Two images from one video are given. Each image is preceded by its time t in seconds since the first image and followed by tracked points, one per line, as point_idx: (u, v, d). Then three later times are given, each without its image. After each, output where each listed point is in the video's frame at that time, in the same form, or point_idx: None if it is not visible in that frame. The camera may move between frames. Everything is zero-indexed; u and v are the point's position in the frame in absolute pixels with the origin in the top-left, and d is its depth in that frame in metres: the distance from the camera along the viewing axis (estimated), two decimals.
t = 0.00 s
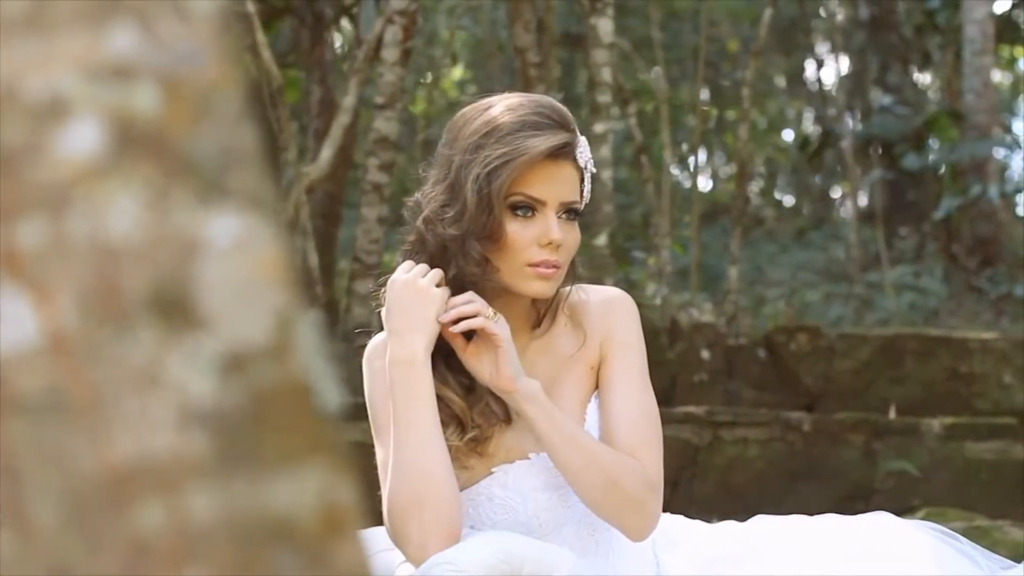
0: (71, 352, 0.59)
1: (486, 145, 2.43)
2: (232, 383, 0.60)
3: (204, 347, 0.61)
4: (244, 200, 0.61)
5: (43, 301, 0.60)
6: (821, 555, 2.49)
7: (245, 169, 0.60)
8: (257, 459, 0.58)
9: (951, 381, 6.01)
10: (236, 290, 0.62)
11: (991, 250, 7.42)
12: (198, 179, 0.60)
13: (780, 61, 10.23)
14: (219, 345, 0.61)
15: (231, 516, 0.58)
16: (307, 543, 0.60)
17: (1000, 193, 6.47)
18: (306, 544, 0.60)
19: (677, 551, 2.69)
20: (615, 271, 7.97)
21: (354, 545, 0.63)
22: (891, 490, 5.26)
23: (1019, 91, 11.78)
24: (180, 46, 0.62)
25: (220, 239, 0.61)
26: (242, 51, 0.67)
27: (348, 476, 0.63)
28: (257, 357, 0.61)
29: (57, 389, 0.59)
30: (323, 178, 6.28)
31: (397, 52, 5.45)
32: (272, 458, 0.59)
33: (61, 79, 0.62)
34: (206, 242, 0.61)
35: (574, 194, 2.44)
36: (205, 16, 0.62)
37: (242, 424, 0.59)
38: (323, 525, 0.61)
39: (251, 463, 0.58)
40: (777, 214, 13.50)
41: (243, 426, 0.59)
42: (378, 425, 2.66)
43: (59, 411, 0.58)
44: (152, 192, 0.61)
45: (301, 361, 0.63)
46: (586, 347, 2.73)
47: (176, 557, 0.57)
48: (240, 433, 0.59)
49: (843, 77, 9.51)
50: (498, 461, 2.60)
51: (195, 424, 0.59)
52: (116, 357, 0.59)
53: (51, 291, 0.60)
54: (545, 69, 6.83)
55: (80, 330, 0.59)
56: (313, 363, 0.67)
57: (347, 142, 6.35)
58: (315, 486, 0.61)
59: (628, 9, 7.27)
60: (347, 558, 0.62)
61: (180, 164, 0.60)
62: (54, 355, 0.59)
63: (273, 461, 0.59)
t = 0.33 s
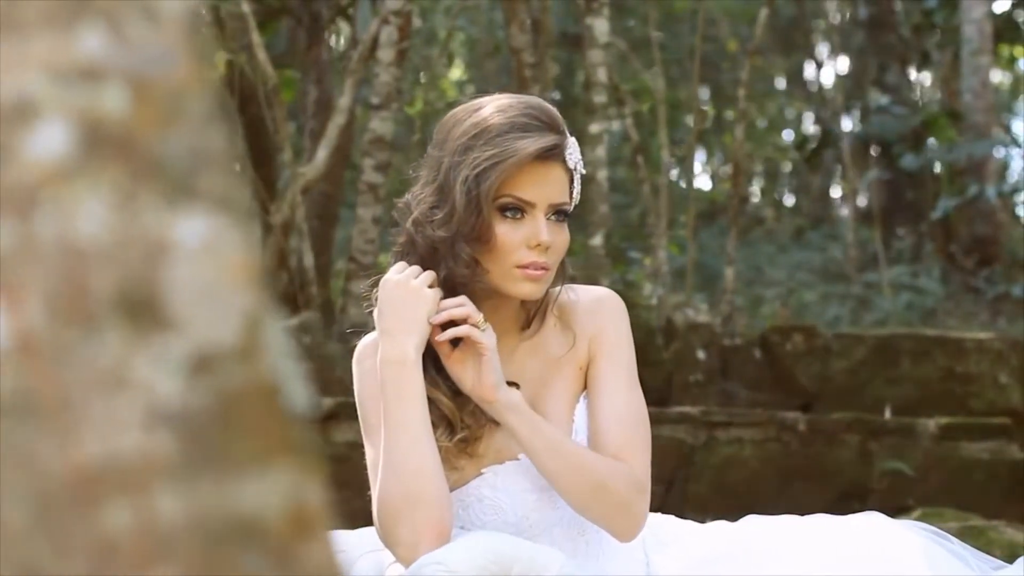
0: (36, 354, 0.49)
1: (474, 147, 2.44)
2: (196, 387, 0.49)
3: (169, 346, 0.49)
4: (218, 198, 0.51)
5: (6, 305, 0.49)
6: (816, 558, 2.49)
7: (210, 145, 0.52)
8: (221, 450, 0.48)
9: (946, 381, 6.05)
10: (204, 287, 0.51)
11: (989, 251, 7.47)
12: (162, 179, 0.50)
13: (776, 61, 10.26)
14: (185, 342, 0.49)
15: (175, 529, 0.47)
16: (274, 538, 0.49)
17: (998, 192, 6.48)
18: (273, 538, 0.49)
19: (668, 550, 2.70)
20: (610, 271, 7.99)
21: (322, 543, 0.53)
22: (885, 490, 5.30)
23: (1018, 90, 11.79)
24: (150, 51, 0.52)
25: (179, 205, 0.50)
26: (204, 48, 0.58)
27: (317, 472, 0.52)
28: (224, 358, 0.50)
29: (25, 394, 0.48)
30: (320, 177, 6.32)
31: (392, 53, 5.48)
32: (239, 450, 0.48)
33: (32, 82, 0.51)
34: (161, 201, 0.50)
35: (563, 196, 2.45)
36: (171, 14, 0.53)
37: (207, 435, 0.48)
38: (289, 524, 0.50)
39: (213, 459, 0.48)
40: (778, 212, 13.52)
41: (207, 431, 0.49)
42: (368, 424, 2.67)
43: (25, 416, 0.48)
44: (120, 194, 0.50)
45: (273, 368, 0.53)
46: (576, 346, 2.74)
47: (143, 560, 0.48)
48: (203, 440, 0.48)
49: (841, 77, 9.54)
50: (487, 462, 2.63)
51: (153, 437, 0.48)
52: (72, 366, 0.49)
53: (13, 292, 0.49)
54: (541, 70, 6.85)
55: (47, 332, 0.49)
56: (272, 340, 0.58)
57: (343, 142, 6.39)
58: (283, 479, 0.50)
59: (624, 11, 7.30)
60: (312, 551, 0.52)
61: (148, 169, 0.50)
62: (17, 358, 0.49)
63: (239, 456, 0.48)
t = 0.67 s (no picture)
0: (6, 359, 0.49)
1: (464, 148, 2.46)
2: (168, 392, 0.50)
3: (137, 350, 0.50)
4: (190, 201, 0.52)
5: None
6: (807, 558, 2.49)
7: (182, 140, 0.52)
8: (195, 457, 0.50)
9: (943, 380, 6.06)
10: (174, 284, 0.51)
11: (988, 250, 7.48)
12: (138, 179, 0.50)
13: (773, 60, 10.27)
14: (156, 344, 0.50)
15: (148, 534, 0.48)
16: (246, 544, 0.51)
17: (995, 191, 6.49)
18: (245, 544, 0.51)
19: (660, 551, 2.70)
20: (608, 272, 8.00)
21: (292, 547, 0.54)
22: (880, 489, 5.31)
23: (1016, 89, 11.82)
24: (114, 46, 0.52)
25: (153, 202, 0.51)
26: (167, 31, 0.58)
27: (291, 482, 0.53)
28: (198, 361, 0.51)
29: None
30: (317, 178, 6.33)
31: (388, 53, 5.49)
32: (213, 459, 0.50)
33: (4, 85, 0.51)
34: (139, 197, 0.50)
35: (553, 197, 2.46)
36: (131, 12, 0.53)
37: (180, 440, 0.50)
38: (264, 525, 0.52)
39: (185, 469, 0.49)
40: (773, 212, 13.56)
41: (174, 440, 0.50)
42: (359, 423, 2.68)
43: None
44: (90, 196, 0.50)
45: (243, 363, 0.54)
46: (566, 346, 2.76)
47: (112, 562, 0.49)
48: (170, 446, 0.50)
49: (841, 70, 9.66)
50: (478, 462, 2.66)
51: (122, 441, 0.49)
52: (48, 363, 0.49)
53: None
54: (537, 70, 6.85)
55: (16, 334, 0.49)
56: (246, 349, 0.55)
57: (340, 143, 6.39)
58: (257, 489, 0.51)
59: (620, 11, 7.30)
60: (285, 556, 0.54)
61: (122, 169, 0.50)
62: None
63: (213, 460, 0.50)
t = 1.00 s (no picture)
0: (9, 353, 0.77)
1: (452, 149, 2.48)
2: (141, 387, 0.77)
3: (111, 348, 0.77)
4: (150, 215, 0.78)
5: None
6: (796, 557, 2.49)
7: (147, 175, 0.79)
8: (161, 456, 0.76)
9: (938, 380, 6.07)
10: (147, 293, 0.78)
11: (984, 250, 7.50)
12: (103, 185, 0.77)
13: (769, 60, 10.29)
14: (126, 346, 0.77)
15: (127, 493, 0.75)
16: (207, 533, 0.77)
17: (992, 191, 6.51)
18: (206, 534, 0.77)
19: (649, 551, 2.70)
20: (603, 272, 8.01)
21: (255, 534, 0.81)
22: (874, 490, 5.31)
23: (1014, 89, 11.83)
24: (95, 73, 0.80)
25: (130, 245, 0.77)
26: (149, 74, 0.85)
27: (249, 474, 0.79)
28: (163, 361, 0.77)
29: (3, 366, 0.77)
30: (312, 178, 6.34)
31: (383, 53, 5.50)
32: (177, 452, 0.76)
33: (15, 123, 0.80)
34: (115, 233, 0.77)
35: (540, 198, 2.49)
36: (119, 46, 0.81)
37: (146, 429, 0.76)
38: (223, 521, 0.78)
39: (154, 460, 0.76)
40: (770, 214, 13.57)
41: (141, 432, 0.76)
42: (347, 425, 2.69)
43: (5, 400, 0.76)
44: (63, 205, 0.77)
45: (206, 365, 0.80)
46: (554, 345, 2.78)
47: (86, 553, 0.75)
48: (138, 441, 0.76)
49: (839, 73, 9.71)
50: (467, 463, 2.68)
51: (101, 432, 0.75)
52: (25, 361, 0.77)
53: None
54: (534, 68, 6.85)
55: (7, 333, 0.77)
56: (218, 357, 0.82)
57: (335, 143, 6.41)
58: (216, 484, 0.77)
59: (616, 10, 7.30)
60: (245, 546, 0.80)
61: (90, 173, 0.77)
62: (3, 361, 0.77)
63: (177, 454, 0.76)
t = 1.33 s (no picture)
0: None
1: (436, 151, 2.50)
2: (100, 392, 0.51)
3: (72, 350, 0.52)
4: (121, 206, 0.53)
5: None
6: (786, 557, 2.49)
7: (117, 147, 0.53)
8: (130, 459, 0.51)
9: (933, 380, 6.09)
10: (108, 274, 0.53)
11: (983, 249, 7.53)
12: (67, 180, 0.52)
13: (765, 60, 10.33)
14: (89, 347, 0.52)
15: (79, 540, 0.50)
16: (177, 544, 0.52)
17: (990, 190, 6.53)
18: (176, 545, 0.52)
19: (640, 550, 2.71)
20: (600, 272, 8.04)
21: (232, 543, 0.54)
22: (870, 489, 5.32)
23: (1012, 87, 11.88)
24: (53, 56, 0.53)
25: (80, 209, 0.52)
26: (120, 54, 0.58)
27: (229, 479, 0.53)
28: (128, 361, 0.53)
29: None
30: (308, 179, 6.36)
31: (378, 53, 5.53)
32: (143, 459, 0.51)
33: None
34: (61, 194, 0.52)
35: (525, 200, 2.51)
36: (87, 29, 0.54)
37: (108, 443, 0.51)
38: (197, 527, 0.52)
39: (115, 471, 0.51)
40: (769, 213, 13.66)
41: (107, 434, 0.51)
42: (334, 426, 2.71)
43: None
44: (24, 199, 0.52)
45: (178, 366, 0.55)
46: (540, 345, 2.81)
47: (46, 559, 0.51)
48: (105, 440, 0.51)
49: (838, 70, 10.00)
50: (453, 463, 2.71)
51: (58, 437, 0.50)
52: None
53: None
54: (531, 69, 6.87)
55: None
56: (189, 359, 0.56)
57: (331, 143, 6.43)
58: (189, 488, 0.52)
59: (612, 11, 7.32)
60: (221, 553, 0.53)
61: (56, 170, 0.52)
62: None
63: (144, 460, 0.51)
